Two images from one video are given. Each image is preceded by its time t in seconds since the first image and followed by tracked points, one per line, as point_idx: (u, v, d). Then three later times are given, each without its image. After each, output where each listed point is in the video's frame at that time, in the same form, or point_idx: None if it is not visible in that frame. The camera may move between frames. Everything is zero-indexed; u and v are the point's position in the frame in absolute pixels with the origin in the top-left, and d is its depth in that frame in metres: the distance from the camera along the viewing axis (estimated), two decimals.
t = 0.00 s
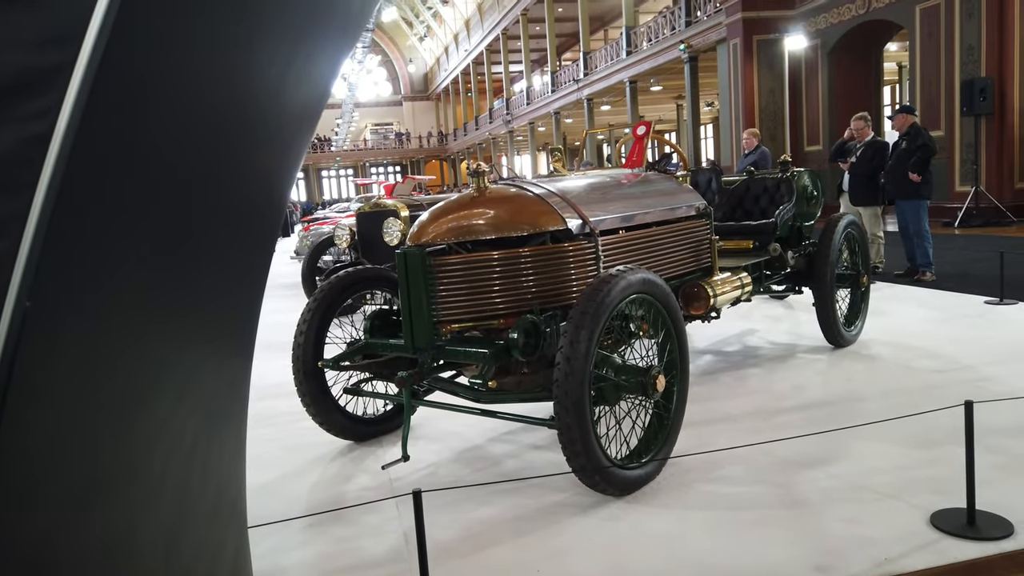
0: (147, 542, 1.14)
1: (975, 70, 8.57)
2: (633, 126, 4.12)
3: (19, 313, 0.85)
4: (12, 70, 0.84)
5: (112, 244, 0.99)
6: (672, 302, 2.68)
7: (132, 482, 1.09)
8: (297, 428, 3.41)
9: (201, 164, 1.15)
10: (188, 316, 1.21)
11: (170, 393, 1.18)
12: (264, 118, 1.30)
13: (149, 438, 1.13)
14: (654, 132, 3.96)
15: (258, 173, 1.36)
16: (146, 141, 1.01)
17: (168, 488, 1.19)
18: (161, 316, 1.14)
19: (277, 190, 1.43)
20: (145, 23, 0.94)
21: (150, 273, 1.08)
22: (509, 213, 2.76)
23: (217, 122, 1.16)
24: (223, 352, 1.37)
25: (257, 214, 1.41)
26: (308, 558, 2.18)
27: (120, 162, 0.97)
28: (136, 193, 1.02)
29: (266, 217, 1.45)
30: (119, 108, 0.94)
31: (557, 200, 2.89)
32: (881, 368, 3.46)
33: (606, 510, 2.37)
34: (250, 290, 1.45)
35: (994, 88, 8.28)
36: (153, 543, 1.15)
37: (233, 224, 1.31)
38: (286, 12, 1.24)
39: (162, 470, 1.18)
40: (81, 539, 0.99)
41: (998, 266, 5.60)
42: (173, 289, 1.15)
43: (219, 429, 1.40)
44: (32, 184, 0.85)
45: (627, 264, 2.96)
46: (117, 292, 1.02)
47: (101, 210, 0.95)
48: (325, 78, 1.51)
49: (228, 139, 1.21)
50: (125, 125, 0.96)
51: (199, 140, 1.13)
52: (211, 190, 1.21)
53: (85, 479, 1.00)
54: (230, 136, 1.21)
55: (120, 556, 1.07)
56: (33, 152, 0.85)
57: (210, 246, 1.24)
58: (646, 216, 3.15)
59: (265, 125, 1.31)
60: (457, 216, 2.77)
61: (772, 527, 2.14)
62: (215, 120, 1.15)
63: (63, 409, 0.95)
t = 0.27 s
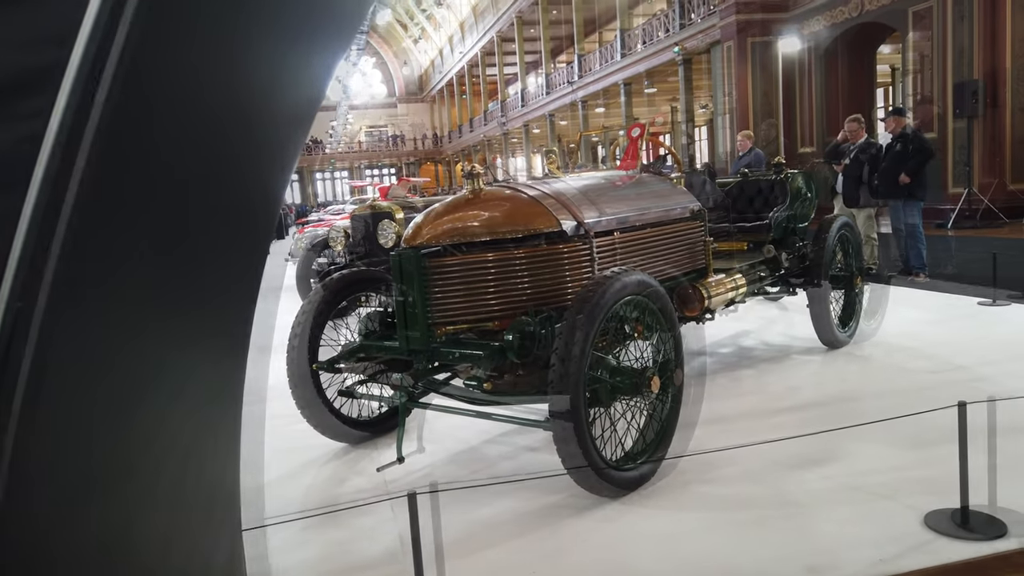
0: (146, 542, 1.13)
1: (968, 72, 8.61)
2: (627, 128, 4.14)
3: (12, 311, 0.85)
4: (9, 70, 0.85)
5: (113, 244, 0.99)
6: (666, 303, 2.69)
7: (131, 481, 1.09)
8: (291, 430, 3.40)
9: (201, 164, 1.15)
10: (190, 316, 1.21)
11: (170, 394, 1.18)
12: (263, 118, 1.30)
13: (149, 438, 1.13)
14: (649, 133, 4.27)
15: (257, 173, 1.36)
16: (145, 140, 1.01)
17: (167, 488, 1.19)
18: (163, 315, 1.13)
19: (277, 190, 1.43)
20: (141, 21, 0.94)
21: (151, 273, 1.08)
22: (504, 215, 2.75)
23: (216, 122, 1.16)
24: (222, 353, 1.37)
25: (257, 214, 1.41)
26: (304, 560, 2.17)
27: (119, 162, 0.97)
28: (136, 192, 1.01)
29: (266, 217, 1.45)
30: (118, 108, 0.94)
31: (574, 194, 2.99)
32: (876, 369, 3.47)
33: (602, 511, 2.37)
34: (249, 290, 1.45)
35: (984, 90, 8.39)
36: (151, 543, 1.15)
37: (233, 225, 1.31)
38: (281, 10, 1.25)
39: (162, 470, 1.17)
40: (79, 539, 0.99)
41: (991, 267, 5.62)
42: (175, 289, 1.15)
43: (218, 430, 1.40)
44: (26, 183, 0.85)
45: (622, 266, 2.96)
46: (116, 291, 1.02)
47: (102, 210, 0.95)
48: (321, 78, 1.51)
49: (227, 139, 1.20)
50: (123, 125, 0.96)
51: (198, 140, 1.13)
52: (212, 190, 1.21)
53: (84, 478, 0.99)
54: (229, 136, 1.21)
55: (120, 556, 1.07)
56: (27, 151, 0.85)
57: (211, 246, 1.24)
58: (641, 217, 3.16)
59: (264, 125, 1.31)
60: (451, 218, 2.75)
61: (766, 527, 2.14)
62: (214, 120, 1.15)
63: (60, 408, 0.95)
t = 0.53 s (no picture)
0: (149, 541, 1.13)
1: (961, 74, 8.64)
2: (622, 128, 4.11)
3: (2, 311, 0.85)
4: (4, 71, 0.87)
5: (111, 243, 0.99)
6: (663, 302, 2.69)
7: (133, 481, 1.09)
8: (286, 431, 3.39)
9: (205, 164, 1.16)
10: (193, 317, 1.21)
11: (173, 395, 1.18)
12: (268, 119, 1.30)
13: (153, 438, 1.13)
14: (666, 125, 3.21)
15: (262, 174, 1.35)
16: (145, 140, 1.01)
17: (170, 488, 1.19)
18: (166, 315, 1.13)
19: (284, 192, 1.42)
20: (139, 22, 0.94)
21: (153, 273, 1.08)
22: (497, 217, 2.74)
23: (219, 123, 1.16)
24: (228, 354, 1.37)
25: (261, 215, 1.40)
26: (301, 563, 2.17)
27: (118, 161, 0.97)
28: (136, 192, 1.02)
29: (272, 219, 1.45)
30: (116, 107, 0.94)
31: (568, 194, 2.97)
32: (870, 370, 3.48)
33: (599, 513, 2.38)
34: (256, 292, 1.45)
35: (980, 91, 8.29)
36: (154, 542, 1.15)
37: (237, 226, 1.31)
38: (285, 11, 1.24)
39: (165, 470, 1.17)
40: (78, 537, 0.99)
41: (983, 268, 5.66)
42: (178, 290, 1.15)
43: (224, 431, 1.40)
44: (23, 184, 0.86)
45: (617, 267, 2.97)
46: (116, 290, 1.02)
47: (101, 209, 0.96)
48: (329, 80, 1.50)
49: (231, 139, 1.20)
50: (123, 125, 0.96)
51: (201, 140, 1.12)
52: (215, 191, 1.21)
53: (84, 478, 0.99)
54: (233, 137, 1.21)
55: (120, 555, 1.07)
56: (17, 150, 0.87)
57: (215, 247, 1.24)
58: (634, 219, 3.17)
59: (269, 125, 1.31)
60: (445, 219, 2.75)
61: (763, 528, 2.15)
62: (217, 120, 1.15)
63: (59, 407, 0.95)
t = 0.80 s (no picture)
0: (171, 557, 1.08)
1: (982, 67, 8.54)
2: (638, 124, 4.11)
3: None
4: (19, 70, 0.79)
5: (129, 249, 0.94)
6: (676, 300, 2.68)
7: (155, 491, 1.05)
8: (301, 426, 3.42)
9: (242, 174, 1.06)
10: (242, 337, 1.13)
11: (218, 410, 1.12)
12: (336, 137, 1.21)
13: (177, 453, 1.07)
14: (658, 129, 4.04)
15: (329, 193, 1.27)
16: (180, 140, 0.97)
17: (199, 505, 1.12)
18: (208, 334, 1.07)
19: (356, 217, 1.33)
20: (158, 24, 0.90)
21: (180, 284, 1.02)
22: (513, 212, 2.76)
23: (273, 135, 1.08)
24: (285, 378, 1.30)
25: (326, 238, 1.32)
26: (313, 557, 2.19)
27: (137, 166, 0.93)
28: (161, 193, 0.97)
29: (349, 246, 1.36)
30: (125, 107, 0.90)
31: (561, 198, 2.90)
32: (887, 367, 3.45)
33: (610, 509, 2.37)
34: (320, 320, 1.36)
35: (1001, 86, 8.23)
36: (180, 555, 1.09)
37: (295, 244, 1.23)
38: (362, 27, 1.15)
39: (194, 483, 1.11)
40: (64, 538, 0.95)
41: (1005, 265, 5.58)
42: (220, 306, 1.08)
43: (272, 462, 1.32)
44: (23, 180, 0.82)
45: (633, 262, 2.97)
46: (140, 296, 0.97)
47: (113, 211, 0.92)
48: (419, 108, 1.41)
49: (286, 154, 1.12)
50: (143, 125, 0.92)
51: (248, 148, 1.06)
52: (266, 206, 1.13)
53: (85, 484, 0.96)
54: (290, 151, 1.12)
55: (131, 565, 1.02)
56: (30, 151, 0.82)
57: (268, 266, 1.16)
58: (652, 214, 3.16)
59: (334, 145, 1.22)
60: (462, 214, 2.78)
61: (775, 526, 2.14)
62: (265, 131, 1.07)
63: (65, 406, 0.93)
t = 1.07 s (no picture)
0: (148, 528, 1.16)
1: (973, 70, 8.59)
2: (631, 126, 4.12)
3: (15, 316, 0.84)
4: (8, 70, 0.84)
5: (106, 240, 0.98)
6: (670, 303, 2.68)
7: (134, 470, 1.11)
8: (294, 429, 3.41)
9: (205, 161, 1.18)
10: (183, 310, 1.21)
11: (171, 386, 1.20)
12: (261, 118, 1.30)
13: (148, 432, 1.14)
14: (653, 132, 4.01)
15: (257, 169, 1.35)
16: (145, 134, 1.01)
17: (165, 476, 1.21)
18: (159, 312, 1.14)
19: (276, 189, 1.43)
20: (142, 22, 0.93)
21: (150, 274, 1.10)
22: (506, 214, 2.76)
23: (211, 118, 1.15)
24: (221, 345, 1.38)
25: (255, 212, 1.41)
26: (307, 559, 2.18)
27: (113, 159, 0.96)
28: (133, 183, 1.01)
29: (265, 215, 1.46)
30: (112, 103, 0.92)
31: (556, 199, 2.90)
32: (880, 368, 3.46)
33: (604, 510, 2.37)
34: (247, 287, 1.46)
35: (992, 88, 8.32)
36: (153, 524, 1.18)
37: (230, 221, 1.31)
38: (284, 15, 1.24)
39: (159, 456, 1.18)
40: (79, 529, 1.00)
41: (996, 267, 5.61)
42: (166, 284, 1.15)
43: (214, 428, 1.40)
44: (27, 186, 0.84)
45: (626, 264, 2.97)
46: (109, 285, 1.00)
47: (99, 205, 0.95)
48: (321, 81, 1.51)
49: (223, 137, 1.20)
50: (124, 121, 0.95)
51: (195, 133, 1.12)
52: (209, 186, 1.21)
53: (86, 472, 1.01)
54: (226, 133, 1.21)
55: (123, 543, 1.09)
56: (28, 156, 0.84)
57: (207, 241, 1.24)
58: (645, 216, 3.16)
59: (262, 126, 1.31)
60: (455, 216, 2.77)
61: (769, 527, 2.14)
62: (211, 115, 1.15)
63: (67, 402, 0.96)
